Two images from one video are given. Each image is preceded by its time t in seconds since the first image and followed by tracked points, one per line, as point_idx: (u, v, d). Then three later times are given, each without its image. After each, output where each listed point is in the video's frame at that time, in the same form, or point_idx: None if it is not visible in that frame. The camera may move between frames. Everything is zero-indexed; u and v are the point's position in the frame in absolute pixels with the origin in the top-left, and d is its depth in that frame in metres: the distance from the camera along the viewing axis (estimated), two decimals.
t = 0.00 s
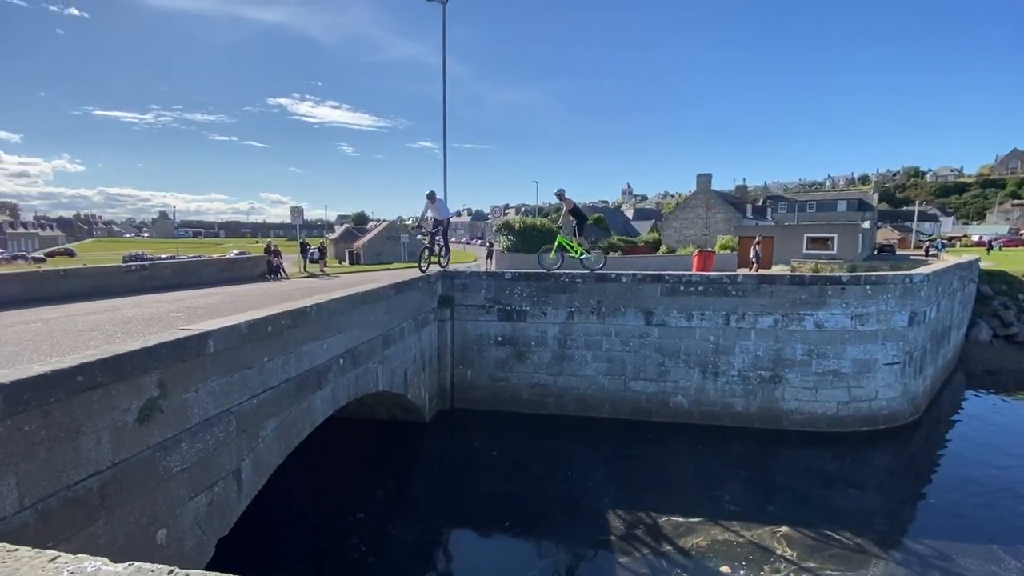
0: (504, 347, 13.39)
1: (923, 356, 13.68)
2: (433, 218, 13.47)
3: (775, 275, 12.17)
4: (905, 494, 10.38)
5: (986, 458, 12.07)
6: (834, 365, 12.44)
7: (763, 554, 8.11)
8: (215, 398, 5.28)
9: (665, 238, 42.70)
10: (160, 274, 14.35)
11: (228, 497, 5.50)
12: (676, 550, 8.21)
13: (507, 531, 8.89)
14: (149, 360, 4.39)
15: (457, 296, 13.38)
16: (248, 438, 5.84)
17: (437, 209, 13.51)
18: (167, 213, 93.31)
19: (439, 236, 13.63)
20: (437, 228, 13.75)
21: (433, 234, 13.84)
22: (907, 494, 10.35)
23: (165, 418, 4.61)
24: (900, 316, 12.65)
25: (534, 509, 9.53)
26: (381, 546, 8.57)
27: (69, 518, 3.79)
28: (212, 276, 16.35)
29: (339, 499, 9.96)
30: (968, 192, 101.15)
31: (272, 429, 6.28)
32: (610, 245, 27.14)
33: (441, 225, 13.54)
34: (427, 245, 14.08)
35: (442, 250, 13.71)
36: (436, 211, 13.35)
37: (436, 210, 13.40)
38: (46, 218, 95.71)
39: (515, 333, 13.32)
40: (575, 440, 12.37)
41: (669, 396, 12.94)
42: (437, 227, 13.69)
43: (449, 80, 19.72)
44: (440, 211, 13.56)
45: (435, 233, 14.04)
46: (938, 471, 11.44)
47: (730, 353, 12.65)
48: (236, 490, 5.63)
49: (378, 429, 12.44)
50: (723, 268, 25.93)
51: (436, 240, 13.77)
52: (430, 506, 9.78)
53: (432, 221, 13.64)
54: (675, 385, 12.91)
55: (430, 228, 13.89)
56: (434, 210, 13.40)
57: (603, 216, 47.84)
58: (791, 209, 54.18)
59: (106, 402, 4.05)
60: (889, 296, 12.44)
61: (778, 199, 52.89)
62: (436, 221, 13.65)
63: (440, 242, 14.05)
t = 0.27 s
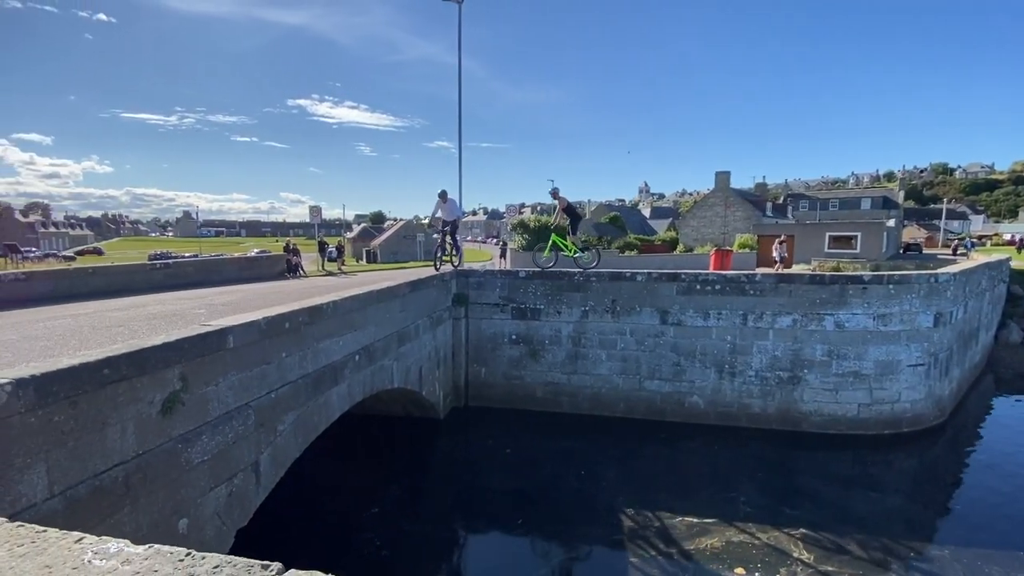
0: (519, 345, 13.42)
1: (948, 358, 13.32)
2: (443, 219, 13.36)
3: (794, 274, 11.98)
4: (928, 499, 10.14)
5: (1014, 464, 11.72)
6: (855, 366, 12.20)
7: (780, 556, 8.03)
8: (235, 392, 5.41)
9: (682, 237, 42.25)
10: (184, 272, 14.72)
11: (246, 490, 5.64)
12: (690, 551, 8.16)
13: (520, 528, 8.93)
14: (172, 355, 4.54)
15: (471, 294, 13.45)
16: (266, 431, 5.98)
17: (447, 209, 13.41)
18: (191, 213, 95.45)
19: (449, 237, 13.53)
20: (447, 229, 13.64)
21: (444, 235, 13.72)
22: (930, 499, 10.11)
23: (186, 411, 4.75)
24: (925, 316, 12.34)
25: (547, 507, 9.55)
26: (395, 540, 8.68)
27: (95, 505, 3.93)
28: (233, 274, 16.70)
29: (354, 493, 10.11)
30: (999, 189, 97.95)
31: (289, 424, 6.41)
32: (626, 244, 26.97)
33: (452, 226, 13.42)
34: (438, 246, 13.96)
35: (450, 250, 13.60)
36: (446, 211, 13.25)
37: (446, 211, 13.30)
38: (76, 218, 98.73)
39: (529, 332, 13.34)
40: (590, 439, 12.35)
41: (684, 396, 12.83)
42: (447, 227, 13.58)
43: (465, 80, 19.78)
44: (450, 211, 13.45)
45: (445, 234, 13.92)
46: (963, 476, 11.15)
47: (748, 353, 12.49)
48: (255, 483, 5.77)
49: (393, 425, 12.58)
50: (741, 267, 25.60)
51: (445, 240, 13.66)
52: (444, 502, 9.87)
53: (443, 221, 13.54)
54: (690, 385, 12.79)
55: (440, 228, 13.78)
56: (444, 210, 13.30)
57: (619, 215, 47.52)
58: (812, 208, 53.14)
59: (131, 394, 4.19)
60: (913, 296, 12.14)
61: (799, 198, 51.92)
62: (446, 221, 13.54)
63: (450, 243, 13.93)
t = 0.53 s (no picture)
0: (532, 344, 13.46)
1: (974, 359, 12.98)
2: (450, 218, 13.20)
3: (812, 273, 11.81)
4: (951, 503, 9.92)
5: None
6: (875, 367, 11.98)
7: (795, 558, 7.96)
8: (255, 386, 5.56)
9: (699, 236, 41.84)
10: (205, 270, 15.06)
11: (265, 482, 5.78)
12: (703, 551, 8.13)
13: (533, 525, 8.98)
14: (195, 349, 4.68)
15: (485, 293, 13.52)
16: (285, 425, 6.12)
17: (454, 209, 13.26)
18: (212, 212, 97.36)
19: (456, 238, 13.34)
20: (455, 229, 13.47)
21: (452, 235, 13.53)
22: (954, 504, 9.88)
23: (208, 404, 4.89)
24: (949, 316, 12.06)
25: (560, 504, 9.58)
26: (409, 535, 8.80)
27: (123, 493, 4.09)
28: (252, 272, 17.01)
29: (369, 488, 10.26)
30: None
31: (306, 419, 6.54)
32: (641, 243, 26.81)
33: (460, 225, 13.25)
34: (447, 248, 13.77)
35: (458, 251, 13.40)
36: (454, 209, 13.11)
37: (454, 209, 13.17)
38: (102, 217, 101.41)
39: (543, 330, 13.37)
40: (604, 438, 12.33)
41: (699, 396, 12.74)
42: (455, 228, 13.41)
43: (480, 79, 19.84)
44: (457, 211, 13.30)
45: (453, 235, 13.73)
46: (988, 482, 10.85)
47: (764, 353, 12.35)
48: (273, 475, 5.91)
49: (408, 422, 12.72)
50: (758, 266, 25.27)
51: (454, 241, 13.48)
52: (457, 498, 9.97)
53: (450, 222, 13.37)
54: (706, 385, 12.70)
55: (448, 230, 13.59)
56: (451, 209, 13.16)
57: (635, 214, 47.29)
58: (833, 206, 52.10)
59: (156, 387, 4.34)
60: (937, 295, 11.87)
61: (819, 196, 51.08)
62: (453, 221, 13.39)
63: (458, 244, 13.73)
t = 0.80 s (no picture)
0: (545, 342, 13.51)
1: (998, 361, 12.68)
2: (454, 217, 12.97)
3: (829, 272, 11.67)
4: (973, 507, 9.73)
5: None
6: (894, 368, 11.79)
7: (809, 558, 7.91)
8: (274, 381, 5.71)
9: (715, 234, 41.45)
10: (225, 269, 15.39)
11: (284, 474, 5.94)
12: (716, 550, 8.12)
13: (545, 522, 9.04)
14: (217, 344, 4.84)
15: (499, 291, 13.61)
16: (302, 420, 6.27)
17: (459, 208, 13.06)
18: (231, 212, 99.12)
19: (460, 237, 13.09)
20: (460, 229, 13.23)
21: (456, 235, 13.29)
22: (975, 508, 9.69)
23: (229, 398, 5.04)
24: (972, 316, 11.81)
25: (573, 502, 9.63)
26: (423, 530, 8.92)
27: (150, 482, 4.26)
28: (271, 270, 17.34)
29: (384, 483, 10.42)
30: None
31: (323, 414, 6.69)
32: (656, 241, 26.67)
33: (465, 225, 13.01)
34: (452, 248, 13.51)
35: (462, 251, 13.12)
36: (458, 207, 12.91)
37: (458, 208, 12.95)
38: (125, 217, 103.91)
39: (556, 329, 13.41)
40: (617, 437, 12.33)
41: (713, 396, 12.67)
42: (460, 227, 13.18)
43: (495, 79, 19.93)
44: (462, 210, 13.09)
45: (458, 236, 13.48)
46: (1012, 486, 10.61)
47: (780, 353, 12.23)
48: (290, 468, 6.06)
49: (422, 418, 12.87)
50: (775, 265, 24.95)
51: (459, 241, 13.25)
52: (470, 494, 10.07)
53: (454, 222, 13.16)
54: (720, 384, 12.62)
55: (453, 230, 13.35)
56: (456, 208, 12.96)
57: (650, 212, 46.97)
58: (854, 203, 51.14)
59: (180, 380, 4.50)
60: (959, 295, 11.63)
61: (839, 194, 50.20)
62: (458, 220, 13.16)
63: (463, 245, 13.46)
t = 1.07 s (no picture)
0: (558, 340, 13.56)
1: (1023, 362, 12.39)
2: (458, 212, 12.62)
3: (847, 270, 11.52)
4: (994, 510, 9.55)
5: None
6: (914, 368, 11.60)
7: (823, 559, 7.86)
8: (293, 376, 5.86)
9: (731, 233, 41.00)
10: (244, 267, 15.70)
11: (302, 467, 6.10)
12: (729, 549, 8.11)
13: (558, 519, 9.11)
14: (239, 339, 4.99)
15: (512, 289, 13.68)
16: (320, 414, 6.43)
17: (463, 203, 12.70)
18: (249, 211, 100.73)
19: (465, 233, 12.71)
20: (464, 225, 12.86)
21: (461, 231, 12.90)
22: (997, 511, 9.51)
23: (250, 391, 5.20)
24: (995, 316, 11.56)
25: (585, 499, 9.68)
26: (436, 525, 9.06)
27: (175, 472, 4.43)
28: (288, 268, 17.64)
29: (398, 478, 10.58)
30: None
31: (340, 408, 6.84)
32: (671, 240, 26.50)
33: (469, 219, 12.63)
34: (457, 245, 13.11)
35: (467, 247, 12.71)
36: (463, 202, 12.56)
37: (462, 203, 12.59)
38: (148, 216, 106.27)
39: (569, 327, 13.45)
40: (630, 435, 12.33)
41: (727, 395, 12.59)
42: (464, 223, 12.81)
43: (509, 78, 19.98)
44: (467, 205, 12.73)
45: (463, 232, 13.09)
46: None
47: (796, 352, 12.12)
48: (309, 461, 6.22)
49: (436, 415, 13.01)
50: (792, 264, 24.62)
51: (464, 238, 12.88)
52: (484, 490, 10.18)
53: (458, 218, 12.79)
54: (735, 384, 12.54)
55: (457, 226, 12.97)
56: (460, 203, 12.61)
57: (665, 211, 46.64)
58: (875, 200, 50.14)
59: (204, 374, 4.67)
60: (982, 294, 11.39)
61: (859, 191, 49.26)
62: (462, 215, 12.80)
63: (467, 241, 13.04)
